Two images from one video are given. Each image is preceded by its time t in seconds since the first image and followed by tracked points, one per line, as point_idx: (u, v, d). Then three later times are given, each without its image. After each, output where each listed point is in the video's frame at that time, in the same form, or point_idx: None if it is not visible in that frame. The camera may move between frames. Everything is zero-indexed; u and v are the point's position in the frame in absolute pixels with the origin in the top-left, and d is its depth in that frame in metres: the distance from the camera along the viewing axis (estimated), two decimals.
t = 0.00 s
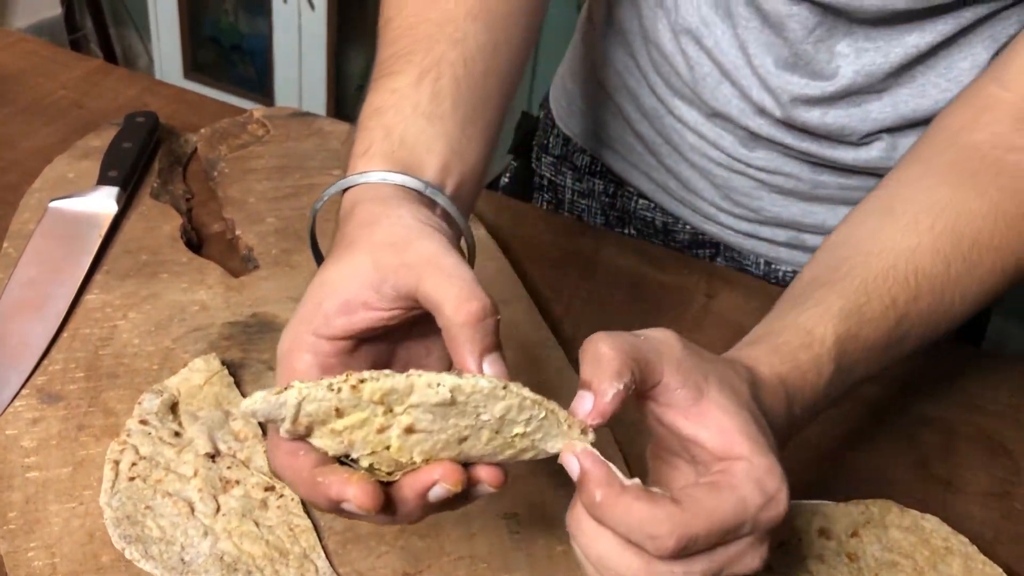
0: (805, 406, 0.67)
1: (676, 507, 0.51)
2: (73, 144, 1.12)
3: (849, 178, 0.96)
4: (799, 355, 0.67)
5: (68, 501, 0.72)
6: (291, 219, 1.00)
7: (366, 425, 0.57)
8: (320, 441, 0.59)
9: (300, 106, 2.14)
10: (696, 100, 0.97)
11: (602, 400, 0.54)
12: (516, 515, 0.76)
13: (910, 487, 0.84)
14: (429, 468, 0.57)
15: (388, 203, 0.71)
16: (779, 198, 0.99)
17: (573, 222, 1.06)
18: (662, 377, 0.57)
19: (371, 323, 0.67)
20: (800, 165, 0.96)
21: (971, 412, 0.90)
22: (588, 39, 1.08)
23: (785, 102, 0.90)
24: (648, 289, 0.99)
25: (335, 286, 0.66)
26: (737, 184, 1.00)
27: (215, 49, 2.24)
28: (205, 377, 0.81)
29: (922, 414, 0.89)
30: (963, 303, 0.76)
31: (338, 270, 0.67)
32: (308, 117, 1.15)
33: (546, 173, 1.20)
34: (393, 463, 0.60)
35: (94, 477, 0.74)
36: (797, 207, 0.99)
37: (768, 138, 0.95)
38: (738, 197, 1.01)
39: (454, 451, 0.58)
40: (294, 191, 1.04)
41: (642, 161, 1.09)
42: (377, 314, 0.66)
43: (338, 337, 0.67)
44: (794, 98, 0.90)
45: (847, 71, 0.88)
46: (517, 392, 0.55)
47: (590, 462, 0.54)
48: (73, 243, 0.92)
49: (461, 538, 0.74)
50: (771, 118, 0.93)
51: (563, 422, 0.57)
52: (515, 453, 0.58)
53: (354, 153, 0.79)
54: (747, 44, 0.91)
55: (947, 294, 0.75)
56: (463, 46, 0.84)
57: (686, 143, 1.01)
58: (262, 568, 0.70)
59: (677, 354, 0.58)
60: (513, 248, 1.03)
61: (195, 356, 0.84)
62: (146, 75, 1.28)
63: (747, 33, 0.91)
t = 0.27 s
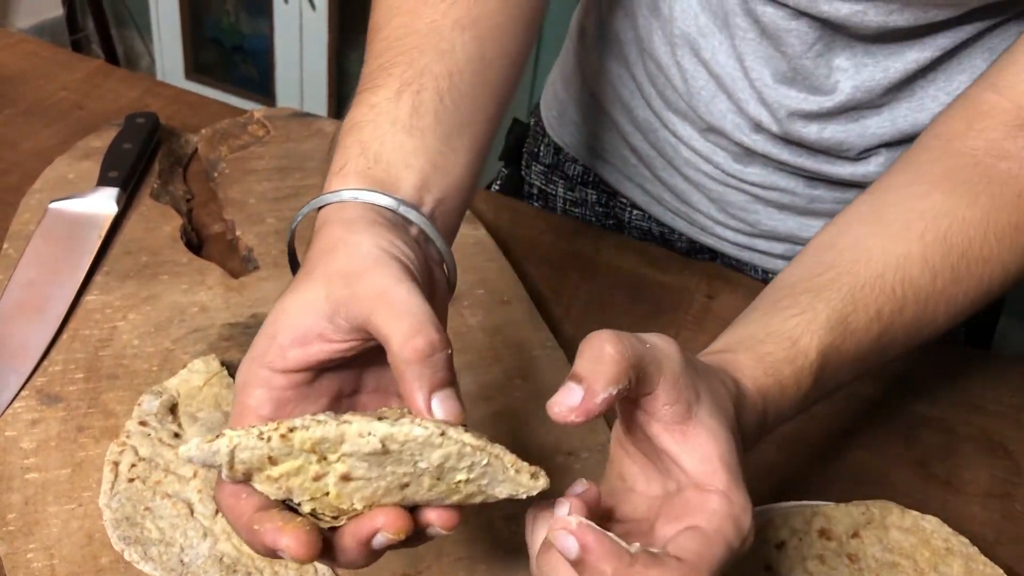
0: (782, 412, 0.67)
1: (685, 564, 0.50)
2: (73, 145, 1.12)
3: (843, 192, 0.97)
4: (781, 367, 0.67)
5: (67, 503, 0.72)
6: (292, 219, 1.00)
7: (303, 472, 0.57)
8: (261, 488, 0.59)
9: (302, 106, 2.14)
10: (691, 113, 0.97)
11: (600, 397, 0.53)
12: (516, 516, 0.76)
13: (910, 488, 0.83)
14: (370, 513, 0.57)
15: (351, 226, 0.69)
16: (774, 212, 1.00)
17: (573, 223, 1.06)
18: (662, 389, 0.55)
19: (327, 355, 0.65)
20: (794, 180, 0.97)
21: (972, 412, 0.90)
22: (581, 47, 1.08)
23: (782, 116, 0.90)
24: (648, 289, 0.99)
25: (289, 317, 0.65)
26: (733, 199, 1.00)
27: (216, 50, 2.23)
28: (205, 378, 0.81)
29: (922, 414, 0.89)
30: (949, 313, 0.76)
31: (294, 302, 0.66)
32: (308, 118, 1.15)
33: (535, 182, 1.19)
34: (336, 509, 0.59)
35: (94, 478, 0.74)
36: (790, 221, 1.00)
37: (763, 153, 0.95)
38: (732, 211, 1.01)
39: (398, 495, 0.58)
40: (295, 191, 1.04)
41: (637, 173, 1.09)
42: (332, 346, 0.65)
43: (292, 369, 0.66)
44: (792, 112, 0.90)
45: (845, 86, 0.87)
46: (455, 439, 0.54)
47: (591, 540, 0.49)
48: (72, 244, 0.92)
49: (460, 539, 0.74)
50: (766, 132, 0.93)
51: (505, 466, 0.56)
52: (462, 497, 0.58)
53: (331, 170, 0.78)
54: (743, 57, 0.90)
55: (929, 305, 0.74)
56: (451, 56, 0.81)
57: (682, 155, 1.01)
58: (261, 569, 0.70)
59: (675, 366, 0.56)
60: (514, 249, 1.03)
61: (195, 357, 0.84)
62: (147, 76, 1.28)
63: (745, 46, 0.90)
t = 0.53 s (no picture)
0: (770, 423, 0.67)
1: (650, 568, 0.50)
2: (71, 142, 1.12)
3: (841, 191, 0.96)
4: (767, 383, 0.67)
5: (63, 500, 0.72)
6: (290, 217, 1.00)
7: (312, 496, 0.57)
8: (268, 511, 0.58)
9: (302, 104, 2.14)
10: (687, 114, 0.96)
11: (564, 456, 0.53)
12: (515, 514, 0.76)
13: (911, 486, 0.83)
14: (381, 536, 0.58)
15: (345, 234, 0.68)
16: (771, 212, 0.99)
17: (572, 220, 1.05)
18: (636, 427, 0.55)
19: (326, 368, 0.65)
20: (791, 180, 0.96)
21: (972, 411, 0.89)
22: (575, 47, 1.07)
23: (779, 116, 0.90)
24: (647, 287, 0.98)
25: (285, 329, 0.64)
26: (730, 200, 1.00)
27: (217, 49, 2.21)
28: (203, 375, 0.81)
29: (922, 412, 0.89)
30: (942, 322, 0.76)
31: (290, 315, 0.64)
32: (307, 115, 1.14)
33: (530, 181, 1.18)
34: (345, 531, 0.59)
35: (90, 476, 0.74)
36: (787, 222, 0.99)
37: (760, 153, 0.94)
38: (730, 211, 1.01)
39: (407, 516, 0.58)
40: (293, 188, 1.04)
41: (633, 174, 1.08)
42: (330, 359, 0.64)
43: (289, 383, 0.65)
44: (788, 112, 0.89)
45: (842, 85, 0.86)
46: (467, 461, 0.55)
47: (551, 524, 0.52)
48: (70, 241, 0.92)
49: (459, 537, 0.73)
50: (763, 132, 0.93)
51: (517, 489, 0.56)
52: (472, 516, 0.58)
53: (319, 172, 0.76)
54: (739, 57, 0.90)
55: (918, 318, 0.74)
56: (448, 53, 0.81)
57: (678, 155, 1.00)
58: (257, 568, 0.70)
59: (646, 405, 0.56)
60: (513, 247, 1.02)
61: (192, 355, 0.84)
62: (145, 73, 1.28)
63: (741, 46, 0.89)
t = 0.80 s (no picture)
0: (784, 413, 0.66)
1: (644, 519, 0.49)
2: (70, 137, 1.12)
3: (843, 189, 0.96)
4: (774, 355, 0.66)
5: (62, 496, 0.72)
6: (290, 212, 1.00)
7: (334, 461, 0.55)
8: (283, 481, 0.56)
9: (303, 100, 2.13)
10: (688, 110, 0.95)
11: (577, 410, 0.53)
12: (516, 511, 0.75)
13: (913, 483, 0.83)
14: (406, 503, 0.56)
15: (346, 207, 0.67)
16: (773, 211, 0.99)
17: (573, 216, 1.05)
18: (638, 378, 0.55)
19: (335, 339, 0.64)
20: (793, 179, 0.96)
21: (976, 407, 0.89)
22: (574, 43, 1.06)
23: (785, 111, 0.89)
24: (649, 283, 0.98)
25: (289, 302, 0.63)
26: (731, 198, 0.99)
27: (217, 45, 2.20)
28: (202, 371, 0.81)
29: (925, 410, 0.89)
30: (954, 318, 0.75)
31: (295, 286, 0.63)
32: (307, 111, 1.14)
33: (530, 179, 1.18)
34: (365, 498, 0.58)
35: (89, 472, 0.74)
36: (789, 220, 0.99)
37: (762, 150, 0.93)
38: (731, 209, 1.00)
39: (430, 478, 0.56)
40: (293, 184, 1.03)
41: (634, 172, 1.08)
42: (338, 329, 0.63)
43: (296, 356, 0.64)
44: (794, 107, 0.88)
45: (850, 83, 0.86)
46: (495, 413, 0.53)
47: (554, 474, 0.53)
48: (68, 236, 0.91)
49: (460, 533, 0.73)
50: (767, 128, 0.92)
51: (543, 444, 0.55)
52: (494, 475, 0.57)
53: (306, 150, 0.75)
54: (744, 53, 0.89)
55: (936, 305, 0.73)
56: (447, 51, 0.81)
57: (679, 152, 0.99)
58: (257, 564, 0.70)
59: (646, 353, 0.56)
60: (514, 243, 1.02)
61: (192, 350, 0.84)
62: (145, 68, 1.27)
63: (745, 41, 0.89)
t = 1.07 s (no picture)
0: (774, 407, 0.65)
1: (644, 500, 0.48)
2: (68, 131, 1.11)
3: (843, 184, 0.96)
4: (763, 346, 0.65)
5: (60, 491, 0.71)
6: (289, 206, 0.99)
7: (341, 453, 0.54)
8: (287, 473, 0.55)
9: (303, 94, 2.12)
10: (687, 105, 0.95)
11: (576, 416, 0.53)
12: (516, 506, 0.75)
13: (915, 479, 0.82)
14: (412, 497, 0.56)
15: (348, 201, 0.67)
16: (773, 206, 0.99)
17: (573, 210, 1.05)
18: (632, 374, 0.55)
19: (342, 335, 0.63)
20: (792, 174, 0.95)
21: (977, 402, 0.88)
22: (573, 37, 1.06)
23: (784, 105, 0.88)
24: (650, 277, 0.97)
25: (296, 294, 0.62)
26: (730, 193, 0.99)
27: (217, 39, 2.19)
28: (201, 365, 0.80)
29: (927, 405, 0.88)
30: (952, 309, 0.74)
31: (302, 279, 0.62)
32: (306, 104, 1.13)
33: (528, 174, 1.17)
34: (371, 492, 0.57)
35: (87, 466, 0.73)
36: (789, 216, 0.99)
37: (762, 146, 0.93)
38: (730, 204, 1.00)
39: (438, 473, 0.56)
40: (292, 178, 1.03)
41: (632, 167, 1.07)
42: (346, 324, 0.63)
43: (301, 349, 0.64)
44: (795, 102, 0.88)
45: (851, 79, 0.85)
46: (505, 408, 0.53)
47: (556, 465, 0.52)
48: (66, 229, 0.91)
49: (459, 529, 0.73)
50: (766, 123, 0.92)
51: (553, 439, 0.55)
52: (501, 472, 0.57)
53: (305, 143, 0.74)
54: (744, 47, 0.88)
55: (932, 298, 0.73)
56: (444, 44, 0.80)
57: (678, 148, 0.99)
58: (256, 560, 0.69)
59: (638, 346, 0.55)
60: (514, 237, 1.01)
61: (190, 345, 0.83)
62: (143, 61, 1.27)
63: (745, 36, 0.88)
